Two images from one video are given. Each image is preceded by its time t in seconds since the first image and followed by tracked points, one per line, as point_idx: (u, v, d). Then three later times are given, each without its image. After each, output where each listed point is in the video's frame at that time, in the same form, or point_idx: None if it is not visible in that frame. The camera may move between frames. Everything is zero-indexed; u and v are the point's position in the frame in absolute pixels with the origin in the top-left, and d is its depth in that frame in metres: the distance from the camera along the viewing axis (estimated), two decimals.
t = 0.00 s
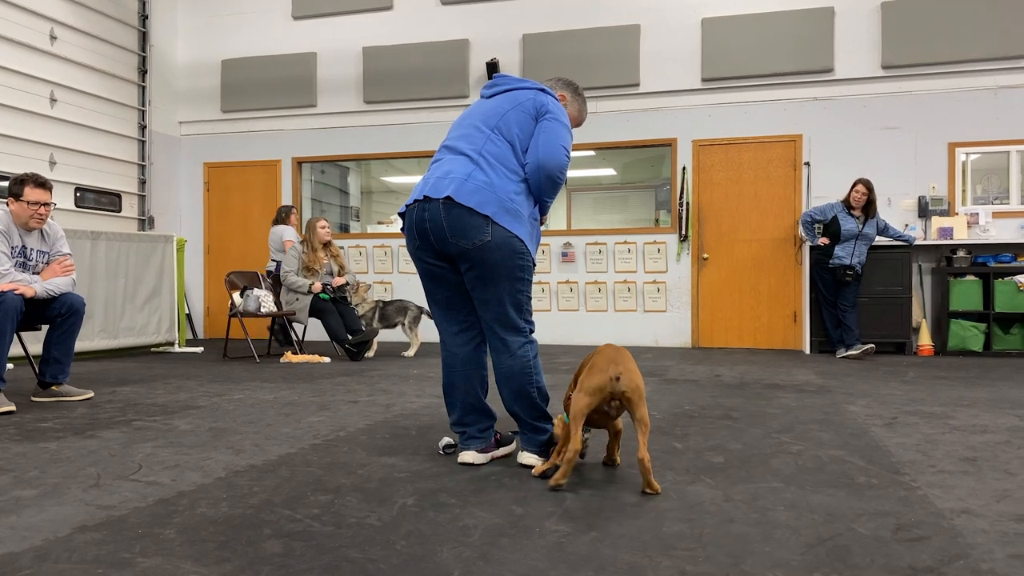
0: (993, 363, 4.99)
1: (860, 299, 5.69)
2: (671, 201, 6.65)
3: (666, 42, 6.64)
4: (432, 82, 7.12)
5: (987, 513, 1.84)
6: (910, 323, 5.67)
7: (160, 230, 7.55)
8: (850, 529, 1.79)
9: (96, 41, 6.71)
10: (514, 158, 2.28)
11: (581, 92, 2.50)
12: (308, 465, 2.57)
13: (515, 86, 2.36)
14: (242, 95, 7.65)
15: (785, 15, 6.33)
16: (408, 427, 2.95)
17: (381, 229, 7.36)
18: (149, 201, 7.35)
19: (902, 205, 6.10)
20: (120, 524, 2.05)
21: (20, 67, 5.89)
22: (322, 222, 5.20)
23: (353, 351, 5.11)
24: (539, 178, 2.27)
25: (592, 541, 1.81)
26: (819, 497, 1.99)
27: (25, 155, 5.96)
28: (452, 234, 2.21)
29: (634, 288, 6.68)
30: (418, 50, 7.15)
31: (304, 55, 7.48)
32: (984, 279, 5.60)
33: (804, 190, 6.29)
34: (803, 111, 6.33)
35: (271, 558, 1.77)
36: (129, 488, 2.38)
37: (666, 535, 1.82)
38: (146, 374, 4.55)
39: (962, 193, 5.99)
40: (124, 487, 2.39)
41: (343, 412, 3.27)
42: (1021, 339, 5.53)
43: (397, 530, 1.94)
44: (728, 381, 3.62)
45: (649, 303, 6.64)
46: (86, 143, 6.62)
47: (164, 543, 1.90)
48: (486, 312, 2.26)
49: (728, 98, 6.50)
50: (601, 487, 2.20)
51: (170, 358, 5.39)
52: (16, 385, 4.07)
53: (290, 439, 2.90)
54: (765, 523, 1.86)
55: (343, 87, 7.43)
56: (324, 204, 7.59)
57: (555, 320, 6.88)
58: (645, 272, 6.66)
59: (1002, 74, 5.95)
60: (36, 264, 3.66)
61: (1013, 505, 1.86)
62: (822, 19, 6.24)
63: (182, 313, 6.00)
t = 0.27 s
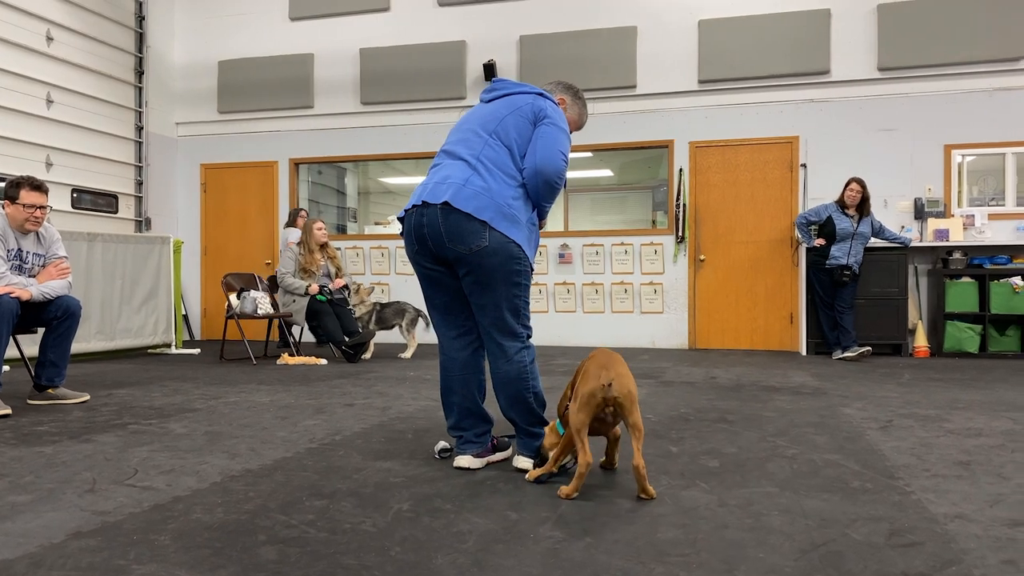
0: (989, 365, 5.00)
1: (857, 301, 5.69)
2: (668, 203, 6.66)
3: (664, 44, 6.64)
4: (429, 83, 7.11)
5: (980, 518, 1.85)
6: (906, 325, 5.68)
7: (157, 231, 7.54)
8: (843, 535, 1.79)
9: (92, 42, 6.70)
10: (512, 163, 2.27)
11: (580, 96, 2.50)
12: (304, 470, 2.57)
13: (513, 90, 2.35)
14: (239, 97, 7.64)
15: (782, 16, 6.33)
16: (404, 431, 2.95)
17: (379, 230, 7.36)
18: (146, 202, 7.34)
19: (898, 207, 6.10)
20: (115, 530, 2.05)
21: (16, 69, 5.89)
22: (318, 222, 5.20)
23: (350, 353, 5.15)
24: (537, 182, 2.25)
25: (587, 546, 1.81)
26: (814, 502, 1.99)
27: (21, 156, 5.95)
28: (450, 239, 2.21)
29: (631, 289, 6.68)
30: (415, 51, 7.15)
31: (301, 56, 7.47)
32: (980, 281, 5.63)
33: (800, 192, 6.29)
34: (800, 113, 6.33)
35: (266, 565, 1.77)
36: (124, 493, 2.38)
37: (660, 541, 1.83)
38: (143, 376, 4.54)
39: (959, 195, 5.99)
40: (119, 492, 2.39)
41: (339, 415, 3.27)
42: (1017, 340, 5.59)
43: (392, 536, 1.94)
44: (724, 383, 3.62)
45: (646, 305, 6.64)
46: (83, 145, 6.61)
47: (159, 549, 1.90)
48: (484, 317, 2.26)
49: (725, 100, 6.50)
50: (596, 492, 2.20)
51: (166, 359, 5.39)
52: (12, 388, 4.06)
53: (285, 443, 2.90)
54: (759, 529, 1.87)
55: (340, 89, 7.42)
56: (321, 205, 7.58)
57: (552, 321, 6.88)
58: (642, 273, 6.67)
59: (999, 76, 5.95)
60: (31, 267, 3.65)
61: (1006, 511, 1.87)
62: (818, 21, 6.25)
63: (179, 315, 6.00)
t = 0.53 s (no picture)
0: (983, 367, 5.02)
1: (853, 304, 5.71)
2: (664, 205, 6.66)
3: (659, 46, 6.64)
4: (425, 86, 7.11)
5: (971, 527, 1.86)
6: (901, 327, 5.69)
7: (152, 233, 7.53)
8: (834, 544, 1.80)
9: (86, 45, 6.68)
10: (507, 171, 2.27)
11: (580, 103, 2.48)
12: (298, 478, 2.58)
13: (511, 97, 2.34)
14: (235, 99, 7.63)
15: (777, 19, 6.33)
16: (399, 438, 2.95)
17: (375, 232, 7.36)
18: (141, 205, 7.32)
19: (892, 210, 6.12)
20: (108, 540, 2.05)
21: (11, 71, 5.88)
22: (314, 225, 5.23)
23: (345, 356, 5.14)
24: (531, 192, 2.24)
25: (579, 556, 1.82)
26: (806, 510, 2.00)
27: (16, 159, 5.94)
28: (444, 247, 2.21)
29: (626, 291, 6.69)
30: (411, 54, 7.14)
31: (296, 59, 7.45)
32: (974, 283, 5.64)
33: (795, 195, 6.30)
34: (795, 116, 6.34)
35: None
36: (118, 502, 2.38)
37: (652, 550, 1.83)
38: (138, 380, 4.53)
39: (953, 198, 6.01)
40: (113, 500, 2.39)
41: (334, 421, 3.28)
42: (1010, 343, 5.61)
43: (385, 546, 1.95)
44: (719, 388, 3.63)
45: (641, 307, 6.65)
46: (78, 147, 6.60)
47: (152, 560, 1.90)
48: (478, 325, 2.26)
49: (720, 103, 6.51)
50: (589, 500, 2.21)
51: (162, 363, 5.39)
52: (6, 392, 4.05)
53: (280, 450, 2.90)
54: (751, 537, 1.88)
55: (336, 91, 7.41)
56: (316, 206, 7.58)
57: (547, 323, 6.89)
58: (637, 275, 6.67)
59: (993, 80, 5.96)
60: (25, 272, 3.65)
61: (997, 519, 1.88)
62: (813, 23, 6.25)
63: (175, 317, 6.00)
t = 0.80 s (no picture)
0: (970, 370, 5.06)
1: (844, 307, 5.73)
2: (655, 208, 6.68)
3: (650, 50, 6.65)
4: (416, 89, 7.11)
5: (956, 535, 1.88)
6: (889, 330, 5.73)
7: (142, 235, 7.49)
8: (822, 553, 1.81)
9: (75, 46, 6.62)
10: (499, 181, 2.27)
11: (575, 109, 2.43)
12: (289, 488, 2.58)
13: (504, 106, 2.34)
14: (225, 101, 7.60)
15: (768, 23, 6.35)
16: (390, 446, 2.96)
17: (366, 233, 7.35)
18: (131, 207, 7.28)
19: (882, 213, 6.16)
20: (98, 552, 2.04)
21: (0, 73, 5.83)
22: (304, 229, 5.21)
23: (336, 359, 5.10)
24: (523, 202, 2.24)
25: (569, 567, 1.83)
26: (794, 519, 2.01)
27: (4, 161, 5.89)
28: (436, 257, 2.22)
29: (618, 294, 6.71)
30: (402, 56, 7.13)
31: (287, 61, 7.42)
32: (962, 287, 5.69)
33: (785, 199, 6.33)
34: (785, 120, 6.37)
35: None
36: (108, 512, 2.37)
37: (642, 561, 1.84)
38: (128, 384, 4.51)
39: (942, 202, 6.05)
40: (103, 511, 2.39)
41: (326, 428, 3.28)
42: (998, 346, 5.64)
43: (375, 558, 1.95)
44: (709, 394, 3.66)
45: (632, 309, 6.67)
46: (67, 149, 6.55)
47: (142, 573, 1.90)
48: (470, 334, 2.27)
49: (711, 107, 6.52)
50: (580, 510, 2.23)
51: (153, 366, 5.36)
52: None
53: (271, 459, 2.91)
54: (739, 547, 1.89)
55: (327, 94, 7.39)
56: (308, 208, 7.59)
57: (539, 326, 6.90)
58: (629, 279, 6.69)
59: (981, 84, 6.00)
60: (15, 278, 3.63)
61: (982, 528, 1.90)
62: (803, 27, 6.27)
63: (165, 320, 5.98)
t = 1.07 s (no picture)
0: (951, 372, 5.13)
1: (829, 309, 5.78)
2: (640, 210, 6.70)
3: (635, 53, 6.66)
4: (401, 91, 7.09)
5: (932, 541, 1.91)
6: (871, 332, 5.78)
7: (125, 237, 7.43)
8: (800, 560, 1.84)
9: (56, 47, 6.55)
10: (480, 189, 2.28)
11: (565, 113, 2.39)
12: (273, 496, 2.58)
13: (487, 114, 2.35)
14: (209, 103, 7.55)
15: (752, 27, 6.38)
16: (375, 453, 2.96)
17: (352, 235, 7.34)
18: (114, 209, 7.22)
19: (864, 216, 6.21)
20: (79, 563, 2.03)
21: None
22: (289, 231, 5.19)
23: (321, 363, 5.10)
24: (503, 210, 2.25)
25: None
26: (773, 525, 2.04)
27: None
28: (417, 266, 2.24)
29: (603, 296, 6.72)
30: (387, 59, 7.11)
31: (271, 63, 7.38)
32: (942, 289, 5.76)
33: (769, 202, 6.36)
34: (769, 123, 6.40)
35: None
36: (90, 522, 2.35)
37: (623, 569, 1.86)
38: (111, 389, 4.48)
39: (923, 205, 6.11)
40: (84, 520, 2.37)
41: (310, 435, 3.28)
42: (978, 348, 5.74)
43: (358, 568, 1.95)
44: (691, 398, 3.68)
45: (618, 311, 6.69)
46: (49, 151, 6.48)
47: None
48: (451, 341, 2.28)
49: (695, 110, 6.55)
50: (562, 516, 2.24)
51: (137, 370, 5.33)
52: None
53: (255, 466, 2.90)
54: (719, 553, 1.91)
55: (312, 96, 7.36)
56: (293, 209, 7.58)
57: (525, 328, 6.91)
58: (614, 281, 6.71)
59: (962, 89, 6.06)
60: None
61: (958, 534, 1.94)
62: (787, 31, 6.30)
63: (149, 323, 5.94)
